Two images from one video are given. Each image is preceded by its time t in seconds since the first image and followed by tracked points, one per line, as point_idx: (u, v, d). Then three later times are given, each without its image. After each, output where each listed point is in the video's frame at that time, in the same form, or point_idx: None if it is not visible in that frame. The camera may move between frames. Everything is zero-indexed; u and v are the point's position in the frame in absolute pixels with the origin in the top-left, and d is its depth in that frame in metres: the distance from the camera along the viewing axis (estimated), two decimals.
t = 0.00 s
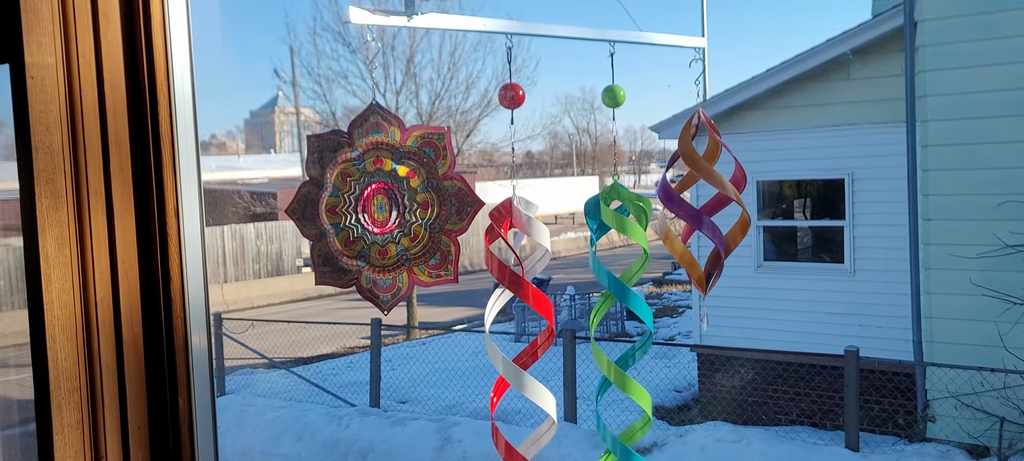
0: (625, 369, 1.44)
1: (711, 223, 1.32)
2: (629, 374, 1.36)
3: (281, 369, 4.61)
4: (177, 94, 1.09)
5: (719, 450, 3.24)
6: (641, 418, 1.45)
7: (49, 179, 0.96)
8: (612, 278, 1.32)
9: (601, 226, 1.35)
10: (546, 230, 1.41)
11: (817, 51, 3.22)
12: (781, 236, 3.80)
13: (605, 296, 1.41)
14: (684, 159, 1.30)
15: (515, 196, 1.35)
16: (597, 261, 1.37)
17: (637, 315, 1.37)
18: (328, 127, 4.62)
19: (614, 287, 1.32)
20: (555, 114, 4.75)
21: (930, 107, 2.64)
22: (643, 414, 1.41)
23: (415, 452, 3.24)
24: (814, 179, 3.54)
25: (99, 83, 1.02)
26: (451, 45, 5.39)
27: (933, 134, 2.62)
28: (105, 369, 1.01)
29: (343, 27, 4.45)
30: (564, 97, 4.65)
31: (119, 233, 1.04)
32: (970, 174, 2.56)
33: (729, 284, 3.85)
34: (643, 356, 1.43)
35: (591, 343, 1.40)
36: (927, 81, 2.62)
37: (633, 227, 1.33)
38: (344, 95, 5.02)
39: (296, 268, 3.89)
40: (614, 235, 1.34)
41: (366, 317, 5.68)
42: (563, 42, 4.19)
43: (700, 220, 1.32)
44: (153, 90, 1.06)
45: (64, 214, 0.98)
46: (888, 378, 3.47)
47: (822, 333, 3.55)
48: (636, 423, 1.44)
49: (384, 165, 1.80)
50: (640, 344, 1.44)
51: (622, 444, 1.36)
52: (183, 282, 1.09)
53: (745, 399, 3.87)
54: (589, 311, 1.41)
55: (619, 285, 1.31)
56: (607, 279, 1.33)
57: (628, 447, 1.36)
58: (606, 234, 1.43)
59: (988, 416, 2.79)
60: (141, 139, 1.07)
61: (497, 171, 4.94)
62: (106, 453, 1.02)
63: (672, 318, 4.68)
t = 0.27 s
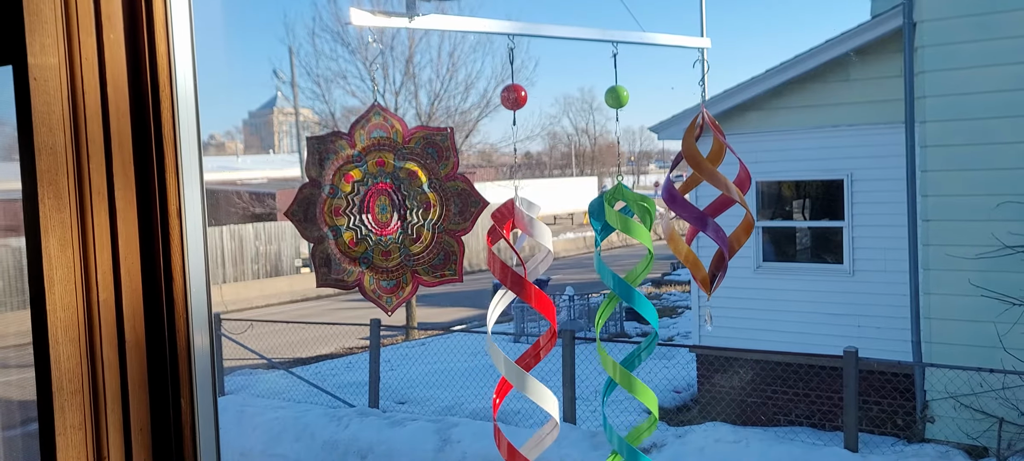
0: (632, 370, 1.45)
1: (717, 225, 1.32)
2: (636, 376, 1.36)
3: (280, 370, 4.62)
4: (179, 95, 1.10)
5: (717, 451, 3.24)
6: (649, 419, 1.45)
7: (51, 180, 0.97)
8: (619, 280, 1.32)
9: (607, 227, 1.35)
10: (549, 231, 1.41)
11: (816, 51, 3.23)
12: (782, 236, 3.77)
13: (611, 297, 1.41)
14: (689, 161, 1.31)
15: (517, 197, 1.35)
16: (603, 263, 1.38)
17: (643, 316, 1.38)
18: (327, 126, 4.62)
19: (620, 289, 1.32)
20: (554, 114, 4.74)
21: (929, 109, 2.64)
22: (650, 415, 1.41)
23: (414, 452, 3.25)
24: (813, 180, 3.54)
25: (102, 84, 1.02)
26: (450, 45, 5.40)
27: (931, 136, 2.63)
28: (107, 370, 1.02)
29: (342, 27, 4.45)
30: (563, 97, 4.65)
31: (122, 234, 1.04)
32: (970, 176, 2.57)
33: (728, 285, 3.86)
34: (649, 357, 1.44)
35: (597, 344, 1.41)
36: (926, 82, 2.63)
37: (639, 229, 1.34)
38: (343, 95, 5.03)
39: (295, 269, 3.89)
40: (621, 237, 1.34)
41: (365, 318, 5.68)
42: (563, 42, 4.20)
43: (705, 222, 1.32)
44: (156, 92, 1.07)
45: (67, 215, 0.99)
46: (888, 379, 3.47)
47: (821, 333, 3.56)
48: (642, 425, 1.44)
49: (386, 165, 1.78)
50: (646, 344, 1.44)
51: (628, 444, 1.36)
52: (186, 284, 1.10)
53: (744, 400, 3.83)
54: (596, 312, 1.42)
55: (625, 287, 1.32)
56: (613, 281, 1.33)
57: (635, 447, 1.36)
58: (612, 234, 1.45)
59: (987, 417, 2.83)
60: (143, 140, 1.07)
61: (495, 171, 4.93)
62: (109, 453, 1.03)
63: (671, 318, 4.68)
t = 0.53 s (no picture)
0: (635, 369, 1.45)
1: (718, 225, 1.32)
2: (639, 375, 1.36)
3: (279, 370, 4.62)
4: (182, 94, 1.10)
5: (716, 451, 3.25)
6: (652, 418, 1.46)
7: (54, 180, 0.98)
8: (620, 280, 1.32)
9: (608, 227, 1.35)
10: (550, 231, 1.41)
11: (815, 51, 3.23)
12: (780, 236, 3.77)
13: (613, 297, 1.42)
14: (690, 161, 1.31)
15: (519, 196, 1.35)
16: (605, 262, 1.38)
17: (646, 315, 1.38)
18: (326, 125, 4.62)
19: (622, 288, 1.33)
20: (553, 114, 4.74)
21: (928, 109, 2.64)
22: (654, 415, 1.42)
23: (413, 452, 3.25)
24: (812, 180, 3.55)
25: (104, 84, 1.02)
26: (448, 45, 5.40)
27: (930, 136, 2.63)
28: (109, 370, 1.03)
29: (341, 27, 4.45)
30: (562, 97, 4.65)
31: (124, 233, 1.05)
32: (970, 175, 2.57)
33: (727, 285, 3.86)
34: (651, 356, 1.44)
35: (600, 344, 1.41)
36: (925, 82, 2.63)
37: (641, 229, 1.34)
38: (342, 95, 5.02)
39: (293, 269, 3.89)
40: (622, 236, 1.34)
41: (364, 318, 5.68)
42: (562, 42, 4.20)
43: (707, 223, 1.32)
44: (158, 91, 1.07)
45: (70, 214, 1.00)
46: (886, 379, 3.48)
47: (820, 333, 3.56)
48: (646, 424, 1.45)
49: (385, 164, 1.77)
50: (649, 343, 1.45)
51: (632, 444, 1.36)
52: (188, 283, 1.10)
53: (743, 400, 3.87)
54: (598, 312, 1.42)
55: (627, 287, 1.32)
56: (615, 280, 1.33)
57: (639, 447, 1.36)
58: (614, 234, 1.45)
59: (986, 417, 2.78)
60: (145, 139, 1.07)
61: (494, 171, 4.93)
62: (111, 452, 1.03)
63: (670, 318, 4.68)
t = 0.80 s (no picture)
0: (634, 370, 1.45)
1: (717, 225, 1.32)
2: (639, 375, 1.36)
3: (278, 370, 4.62)
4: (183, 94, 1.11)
5: (716, 451, 3.25)
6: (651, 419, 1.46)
7: (55, 180, 0.98)
8: (620, 280, 1.33)
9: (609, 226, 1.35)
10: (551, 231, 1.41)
11: (815, 51, 3.23)
12: (778, 236, 3.83)
13: (613, 297, 1.42)
14: (690, 161, 1.31)
15: (519, 197, 1.35)
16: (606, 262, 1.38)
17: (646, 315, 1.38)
18: (325, 125, 4.62)
19: (622, 287, 1.33)
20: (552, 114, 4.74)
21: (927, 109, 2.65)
22: (653, 415, 1.42)
23: (412, 452, 3.25)
24: (811, 180, 3.55)
25: (106, 84, 1.03)
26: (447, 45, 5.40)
27: (929, 136, 2.63)
28: (111, 370, 1.03)
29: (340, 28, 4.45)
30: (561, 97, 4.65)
31: (126, 233, 1.05)
32: (969, 175, 2.57)
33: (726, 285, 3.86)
34: (651, 356, 1.44)
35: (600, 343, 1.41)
36: (924, 82, 2.63)
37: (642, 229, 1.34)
38: (341, 96, 5.01)
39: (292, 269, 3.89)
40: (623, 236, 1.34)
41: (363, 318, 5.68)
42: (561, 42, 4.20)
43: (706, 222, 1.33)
44: (160, 91, 1.08)
45: (72, 215, 1.00)
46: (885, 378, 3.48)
47: (819, 333, 3.56)
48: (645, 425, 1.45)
49: (384, 165, 1.76)
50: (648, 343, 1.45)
51: (631, 445, 1.36)
52: (189, 282, 1.11)
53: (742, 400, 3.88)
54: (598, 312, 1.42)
55: (626, 286, 1.32)
56: (615, 280, 1.34)
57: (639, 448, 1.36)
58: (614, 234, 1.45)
59: (985, 417, 2.79)
60: (147, 140, 1.08)
61: (493, 171, 4.92)
62: (113, 452, 1.03)
63: (669, 318, 4.69)
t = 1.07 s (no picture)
0: (631, 371, 1.45)
1: (718, 225, 1.32)
2: (636, 376, 1.36)
3: (277, 371, 4.62)
4: (185, 95, 1.11)
5: (714, 451, 3.25)
6: (647, 420, 1.45)
7: (59, 181, 0.98)
8: (618, 280, 1.33)
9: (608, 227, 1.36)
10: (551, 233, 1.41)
11: (813, 53, 3.23)
12: (776, 237, 3.87)
13: (611, 298, 1.42)
14: (690, 161, 1.32)
15: (520, 198, 1.35)
16: (604, 263, 1.39)
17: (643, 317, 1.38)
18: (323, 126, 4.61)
19: (620, 288, 1.33)
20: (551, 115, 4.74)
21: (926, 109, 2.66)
22: (649, 416, 1.42)
23: (411, 453, 3.25)
24: (809, 181, 3.56)
25: (109, 87, 1.03)
26: (445, 46, 5.40)
27: (928, 137, 2.64)
28: (114, 371, 1.03)
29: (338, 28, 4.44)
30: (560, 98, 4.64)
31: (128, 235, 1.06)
32: (968, 176, 2.58)
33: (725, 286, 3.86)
34: (649, 358, 1.44)
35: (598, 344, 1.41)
36: (922, 82, 2.64)
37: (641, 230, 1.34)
38: (339, 96, 4.93)
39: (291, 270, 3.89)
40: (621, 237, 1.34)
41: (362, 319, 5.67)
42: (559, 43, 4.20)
43: (707, 223, 1.33)
44: (163, 94, 1.08)
45: (75, 217, 1.00)
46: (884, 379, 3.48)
47: (818, 333, 3.57)
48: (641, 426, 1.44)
49: (387, 165, 1.67)
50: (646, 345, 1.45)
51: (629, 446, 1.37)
52: (192, 283, 1.12)
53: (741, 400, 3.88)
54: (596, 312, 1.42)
55: (624, 287, 1.32)
56: (613, 280, 1.34)
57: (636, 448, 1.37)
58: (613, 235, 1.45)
59: (984, 417, 2.81)
60: (150, 142, 1.09)
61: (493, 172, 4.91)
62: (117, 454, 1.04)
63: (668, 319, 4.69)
